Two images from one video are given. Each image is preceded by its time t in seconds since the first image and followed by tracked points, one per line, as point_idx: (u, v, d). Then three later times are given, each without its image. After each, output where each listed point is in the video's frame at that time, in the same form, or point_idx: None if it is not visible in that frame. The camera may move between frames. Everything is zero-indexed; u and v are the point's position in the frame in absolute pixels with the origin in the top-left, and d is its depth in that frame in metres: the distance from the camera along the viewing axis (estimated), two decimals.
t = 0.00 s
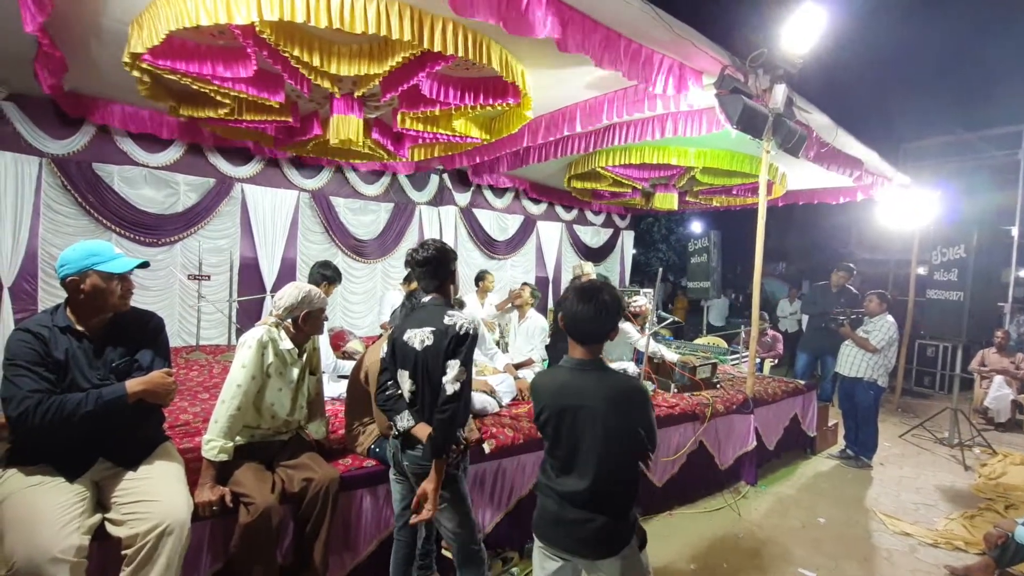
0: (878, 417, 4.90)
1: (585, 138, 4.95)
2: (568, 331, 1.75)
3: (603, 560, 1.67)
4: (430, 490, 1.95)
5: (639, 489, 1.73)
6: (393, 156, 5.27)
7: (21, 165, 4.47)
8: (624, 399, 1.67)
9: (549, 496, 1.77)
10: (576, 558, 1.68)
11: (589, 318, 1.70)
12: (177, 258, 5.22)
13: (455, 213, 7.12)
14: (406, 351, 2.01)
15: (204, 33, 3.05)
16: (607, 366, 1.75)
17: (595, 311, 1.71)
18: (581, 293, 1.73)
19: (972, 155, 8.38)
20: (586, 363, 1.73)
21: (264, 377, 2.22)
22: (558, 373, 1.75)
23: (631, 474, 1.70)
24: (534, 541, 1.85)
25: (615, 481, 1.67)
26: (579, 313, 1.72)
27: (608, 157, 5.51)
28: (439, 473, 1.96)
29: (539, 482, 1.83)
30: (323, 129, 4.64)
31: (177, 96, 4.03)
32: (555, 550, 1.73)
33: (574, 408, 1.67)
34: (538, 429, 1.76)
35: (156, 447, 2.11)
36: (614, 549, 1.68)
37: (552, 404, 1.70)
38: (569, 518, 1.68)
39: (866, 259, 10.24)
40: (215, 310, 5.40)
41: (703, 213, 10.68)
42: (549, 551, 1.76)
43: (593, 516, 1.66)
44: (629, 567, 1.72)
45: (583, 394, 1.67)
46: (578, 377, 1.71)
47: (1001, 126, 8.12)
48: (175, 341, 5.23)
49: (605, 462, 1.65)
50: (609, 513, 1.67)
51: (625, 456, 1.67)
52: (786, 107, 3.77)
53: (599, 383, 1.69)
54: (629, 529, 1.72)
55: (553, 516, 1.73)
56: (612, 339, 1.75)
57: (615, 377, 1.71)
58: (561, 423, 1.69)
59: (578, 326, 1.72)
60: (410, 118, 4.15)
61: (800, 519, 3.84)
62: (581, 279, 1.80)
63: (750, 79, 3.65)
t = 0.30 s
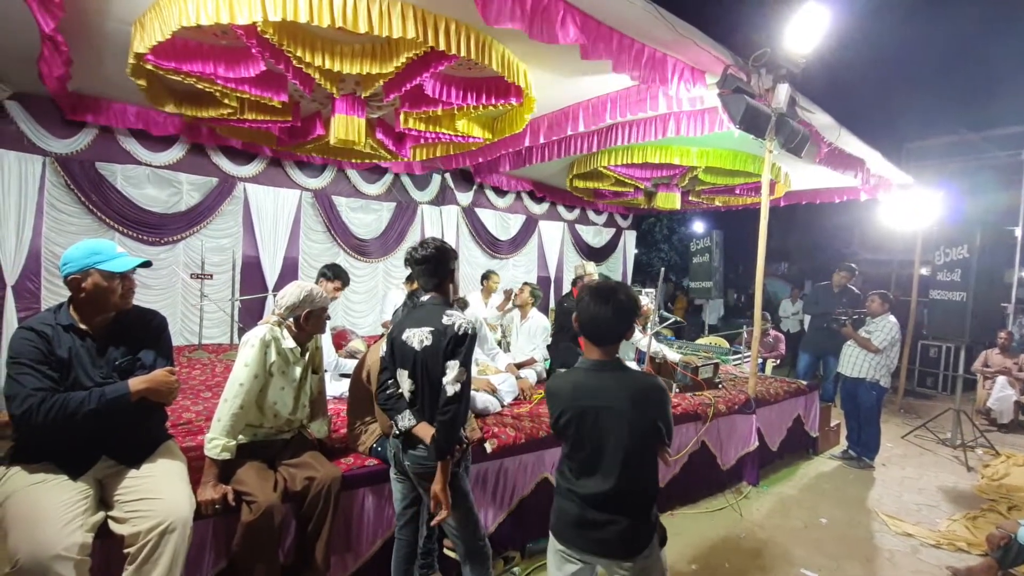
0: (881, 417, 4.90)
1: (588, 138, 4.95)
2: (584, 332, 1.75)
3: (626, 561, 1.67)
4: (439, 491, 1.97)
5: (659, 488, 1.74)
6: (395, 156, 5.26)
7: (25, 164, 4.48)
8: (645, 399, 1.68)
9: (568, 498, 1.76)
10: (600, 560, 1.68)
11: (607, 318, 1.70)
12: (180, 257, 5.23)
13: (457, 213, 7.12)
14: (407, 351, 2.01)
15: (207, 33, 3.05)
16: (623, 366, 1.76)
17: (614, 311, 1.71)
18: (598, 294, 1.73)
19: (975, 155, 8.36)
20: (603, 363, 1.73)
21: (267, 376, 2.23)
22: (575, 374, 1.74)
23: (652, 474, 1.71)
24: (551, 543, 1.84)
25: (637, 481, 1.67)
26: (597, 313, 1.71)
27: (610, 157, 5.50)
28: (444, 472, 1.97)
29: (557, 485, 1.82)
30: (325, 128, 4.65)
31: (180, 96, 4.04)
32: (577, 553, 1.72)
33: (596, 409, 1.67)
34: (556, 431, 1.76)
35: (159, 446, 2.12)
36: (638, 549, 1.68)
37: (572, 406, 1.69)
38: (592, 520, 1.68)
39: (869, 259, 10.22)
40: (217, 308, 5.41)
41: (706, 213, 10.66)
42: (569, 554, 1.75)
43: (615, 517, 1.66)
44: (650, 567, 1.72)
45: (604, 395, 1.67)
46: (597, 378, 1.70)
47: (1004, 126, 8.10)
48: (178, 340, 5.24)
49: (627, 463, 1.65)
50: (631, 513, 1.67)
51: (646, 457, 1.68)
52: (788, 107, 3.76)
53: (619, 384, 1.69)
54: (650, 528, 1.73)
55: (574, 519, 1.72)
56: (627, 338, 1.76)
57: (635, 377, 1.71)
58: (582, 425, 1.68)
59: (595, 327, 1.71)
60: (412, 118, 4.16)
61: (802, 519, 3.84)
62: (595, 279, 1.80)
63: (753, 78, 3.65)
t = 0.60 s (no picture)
0: (882, 418, 4.89)
1: (589, 138, 4.95)
2: (589, 333, 1.74)
3: (631, 561, 1.68)
4: (441, 491, 1.97)
5: (663, 489, 1.75)
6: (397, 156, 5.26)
7: (27, 165, 4.49)
8: (650, 400, 1.68)
9: (572, 500, 1.77)
10: (604, 561, 1.69)
11: (612, 320, 1.70)
12: (182, 257, 5.24)
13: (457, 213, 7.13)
14: (408, 351, 2.01)
15: (209, 37, 3.06)
16: (627, 367, 1.76)
17: (619, 313, 1.71)
18: (602, 295, 1.73)
19: (977, 155, 8.34)
20: (608, 364, 1.73)
21: (269, 376, 2.24)
22: (580, 375, 1.74)
23: (657, 475, 1.72)
24: (554, 544, 1.85)
25: (641, 482, 1.68)
26: (602, 314, 1.71)
27: (611, 157, 5.50)
28: (447, 472, 1.98)
29: (560, 486, 1.82)
30: (327, 129, 4.65)
31: (182, 98, 4.05)
32: (581, 554, 1.73)
33: (601, 411, 1.67)
34: (561, 432, 1.75)
35: (161, 446, 2.12)
36: (642, 550, 1.69)
37: (578, 407, 1.69)
38: (596, 521, 1.68)
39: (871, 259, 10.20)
40: (219, 308, 5.42)
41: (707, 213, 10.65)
42: (572, 555, 1.75)
43: (620, 519, 1.67)
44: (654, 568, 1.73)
45: (609, 397, 1.67)
46: (601, 379, 1.70)
47: (1005, 127, 8.10)
48: (179, 339, 5.25)
49: (633, 465, 1.66)
50: (636, 515, 1.68)
51: (651, 459, 1.68)
52: (790, 107, 3.76)
53: (624, 385, 1.69)
54: (655, 529, 1.73)
55: (578, 520, 1.72)
56: (631, 339, 1.76)
57: (639, 379, 1.72)
58: (587, 426, 1.68)
59: (600, 329, 1.71)
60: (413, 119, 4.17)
61: (804, 520, 3.84)
62: (600, 280, 1.79)
63: (754, 79, 3.65)
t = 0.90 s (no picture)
0: (883, 416, 4.89)
1: (591, 136, 4.94)
2: (579, 330, 1.74)
3: (612, 560, 1.67)
4: (445, 486, 1.97)
5: (648, 489, 1.74)
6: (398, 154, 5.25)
7: (29, 164, 4.50)
8: (636, 399, 1.67)
9: (556, 495, 1.77)
10: (584, 558, 1.69)
11: (601, 317, 1.70)
12: (183, 254, 5.25)
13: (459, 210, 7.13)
14: (410, 347, 2.01)
15: (210, 37, 3.06)
16: (616, 365, 1.75)
17: (607, 310, 1.70)
18: (592, 292, 1.73)
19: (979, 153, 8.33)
20: (596, 362, 1.73)
21: (276, 373, 2.23)
22: (568, 371, 1.74)
23: (641, 474, 1.70)
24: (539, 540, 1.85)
25: (625, 481, 1.67)
26: (590, 311, 1.71)
27: (613, 154, 5.49)
28: (451, 468, 1.98)
29: (546, 481, 1.83)
30: (326, 128, 4.66)
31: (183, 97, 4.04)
32: (563, 550, 1.73)
33: (587, 407, 1.67)
34: (548, 428, 1.76)
35: (164, 442, 2.12)
36: (623, 550, 1.68)
37: (564, 403, 1.69)
38: (577, 517, 1.69)
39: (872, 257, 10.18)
40: (220, 306, 5.43)
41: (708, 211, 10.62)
42: (555, 550, 1.76)
43: (601, 516, 1.66)
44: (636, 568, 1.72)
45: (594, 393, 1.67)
46: (588, 376, 1.70)
47: (1007, 125, 8.10)
48: (181, 337, 5.26)
49: (617, 463, 1.65)
50: (617, 514, 1.67)
51: (635, 458, 1.67)
52: (792, 104, 3.75)
53: (611, 382, 1.68)
54: (636, 529, 1.72)
55: (560, 515, 1.73)
56: (621, 337, 1.75)
57: (627, 376, 1.71)
58: (572, 422, 1.68)
59: (588, 325, 1.71)
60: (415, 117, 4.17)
61: (805, 517, 3.83)
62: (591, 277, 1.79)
63: (756, 76, 3.64)
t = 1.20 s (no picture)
0: (887, 406, 4.87)
1: (594, 125, 4.91)
2: (570, 316, 1.73)
3: (597, 549, 1.66)
4: (449, 475, 1.97)
5: (637, 479, 1.72)
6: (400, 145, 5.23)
7: (30, 154, 4.48)
8: (626, 386, 1.66)
9: (542, 481, 1.77)
10: (568, 545, 1.69)
11: (592, 302, 1.68)
12: (186, 245, 5.25)
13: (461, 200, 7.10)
14: (413, 336, 2.00)
15: (210, 24, 3.03)
16: (609, 351, 1.74)
17: (598, 295, 1.69)
18: (584, 277, 1.71)
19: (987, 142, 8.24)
20: (589, 348, 1.72)
21: (284, 363, 2.23)
22: (560, 357, 1.73)
23: (629, 463, 1.69)
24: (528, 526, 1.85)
25: (611, 469, 1.66)
26: (582, 297, 1.70)
27: (617, 143, 5.44)
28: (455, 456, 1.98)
29: (534, 468, 1.83)
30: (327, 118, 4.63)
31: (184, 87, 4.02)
32: (548, 536, 1.73)
33: (576, 393, 1.66)
34: (537, 414, 1.76)
35: (168, 430, 2.13)
36: (608, 540, 1.66)
37: (553, 389, 1.69)
38: (562, 504, 1.69)
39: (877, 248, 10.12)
40: (223, 296, 5.44)
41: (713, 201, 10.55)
42: (542, 538, 1.76)
43: (586, 504, 1.65)
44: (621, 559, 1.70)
45: (583, 379, 1.66)
46: (578, 362, 1.69)
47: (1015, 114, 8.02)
48: (184, 327, 5.27)
49: (603, 450, 1.64)
50: (604, 503, 1.66)
51: (622, 447, 1.66)
52: (798, 92, 3.71)
53: (601, 369, 1.67)
54: (623, 519, 1.70)
55: (546, 501, 1.73)
56: (614, 324, 1.74)
57: (618, 363, 1.69)
58: (561, 408, 1.68)
59: (579, 311, 1.70)
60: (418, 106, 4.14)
61: (808, 507, 3.83)
62: (585, 263, 1.78)
63: (761, 63, 3.59)
